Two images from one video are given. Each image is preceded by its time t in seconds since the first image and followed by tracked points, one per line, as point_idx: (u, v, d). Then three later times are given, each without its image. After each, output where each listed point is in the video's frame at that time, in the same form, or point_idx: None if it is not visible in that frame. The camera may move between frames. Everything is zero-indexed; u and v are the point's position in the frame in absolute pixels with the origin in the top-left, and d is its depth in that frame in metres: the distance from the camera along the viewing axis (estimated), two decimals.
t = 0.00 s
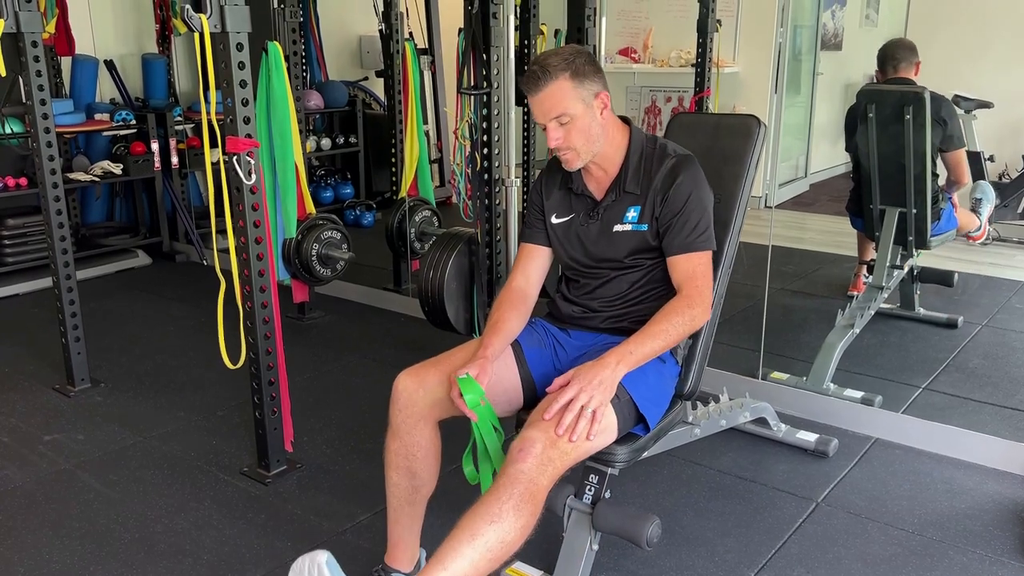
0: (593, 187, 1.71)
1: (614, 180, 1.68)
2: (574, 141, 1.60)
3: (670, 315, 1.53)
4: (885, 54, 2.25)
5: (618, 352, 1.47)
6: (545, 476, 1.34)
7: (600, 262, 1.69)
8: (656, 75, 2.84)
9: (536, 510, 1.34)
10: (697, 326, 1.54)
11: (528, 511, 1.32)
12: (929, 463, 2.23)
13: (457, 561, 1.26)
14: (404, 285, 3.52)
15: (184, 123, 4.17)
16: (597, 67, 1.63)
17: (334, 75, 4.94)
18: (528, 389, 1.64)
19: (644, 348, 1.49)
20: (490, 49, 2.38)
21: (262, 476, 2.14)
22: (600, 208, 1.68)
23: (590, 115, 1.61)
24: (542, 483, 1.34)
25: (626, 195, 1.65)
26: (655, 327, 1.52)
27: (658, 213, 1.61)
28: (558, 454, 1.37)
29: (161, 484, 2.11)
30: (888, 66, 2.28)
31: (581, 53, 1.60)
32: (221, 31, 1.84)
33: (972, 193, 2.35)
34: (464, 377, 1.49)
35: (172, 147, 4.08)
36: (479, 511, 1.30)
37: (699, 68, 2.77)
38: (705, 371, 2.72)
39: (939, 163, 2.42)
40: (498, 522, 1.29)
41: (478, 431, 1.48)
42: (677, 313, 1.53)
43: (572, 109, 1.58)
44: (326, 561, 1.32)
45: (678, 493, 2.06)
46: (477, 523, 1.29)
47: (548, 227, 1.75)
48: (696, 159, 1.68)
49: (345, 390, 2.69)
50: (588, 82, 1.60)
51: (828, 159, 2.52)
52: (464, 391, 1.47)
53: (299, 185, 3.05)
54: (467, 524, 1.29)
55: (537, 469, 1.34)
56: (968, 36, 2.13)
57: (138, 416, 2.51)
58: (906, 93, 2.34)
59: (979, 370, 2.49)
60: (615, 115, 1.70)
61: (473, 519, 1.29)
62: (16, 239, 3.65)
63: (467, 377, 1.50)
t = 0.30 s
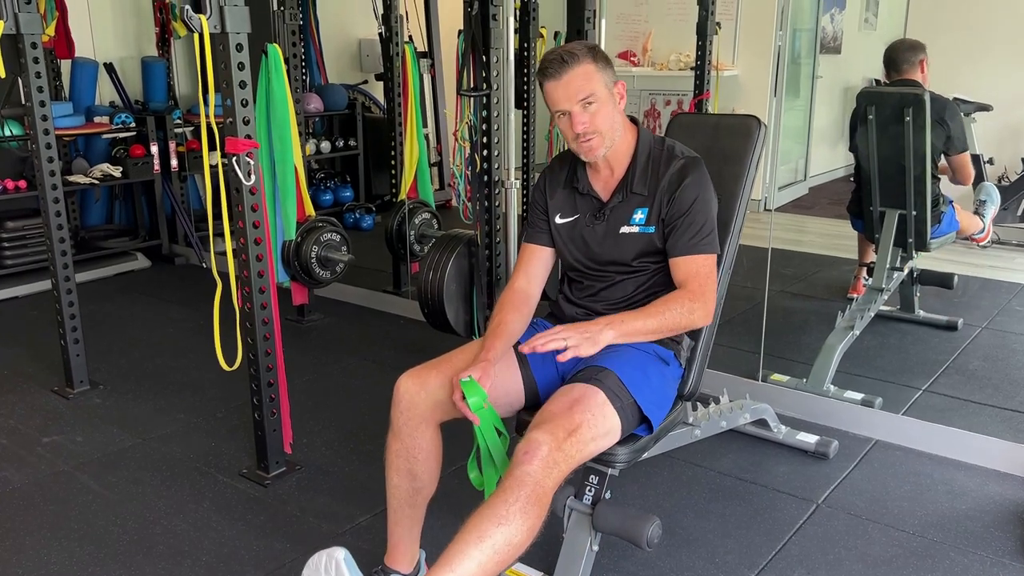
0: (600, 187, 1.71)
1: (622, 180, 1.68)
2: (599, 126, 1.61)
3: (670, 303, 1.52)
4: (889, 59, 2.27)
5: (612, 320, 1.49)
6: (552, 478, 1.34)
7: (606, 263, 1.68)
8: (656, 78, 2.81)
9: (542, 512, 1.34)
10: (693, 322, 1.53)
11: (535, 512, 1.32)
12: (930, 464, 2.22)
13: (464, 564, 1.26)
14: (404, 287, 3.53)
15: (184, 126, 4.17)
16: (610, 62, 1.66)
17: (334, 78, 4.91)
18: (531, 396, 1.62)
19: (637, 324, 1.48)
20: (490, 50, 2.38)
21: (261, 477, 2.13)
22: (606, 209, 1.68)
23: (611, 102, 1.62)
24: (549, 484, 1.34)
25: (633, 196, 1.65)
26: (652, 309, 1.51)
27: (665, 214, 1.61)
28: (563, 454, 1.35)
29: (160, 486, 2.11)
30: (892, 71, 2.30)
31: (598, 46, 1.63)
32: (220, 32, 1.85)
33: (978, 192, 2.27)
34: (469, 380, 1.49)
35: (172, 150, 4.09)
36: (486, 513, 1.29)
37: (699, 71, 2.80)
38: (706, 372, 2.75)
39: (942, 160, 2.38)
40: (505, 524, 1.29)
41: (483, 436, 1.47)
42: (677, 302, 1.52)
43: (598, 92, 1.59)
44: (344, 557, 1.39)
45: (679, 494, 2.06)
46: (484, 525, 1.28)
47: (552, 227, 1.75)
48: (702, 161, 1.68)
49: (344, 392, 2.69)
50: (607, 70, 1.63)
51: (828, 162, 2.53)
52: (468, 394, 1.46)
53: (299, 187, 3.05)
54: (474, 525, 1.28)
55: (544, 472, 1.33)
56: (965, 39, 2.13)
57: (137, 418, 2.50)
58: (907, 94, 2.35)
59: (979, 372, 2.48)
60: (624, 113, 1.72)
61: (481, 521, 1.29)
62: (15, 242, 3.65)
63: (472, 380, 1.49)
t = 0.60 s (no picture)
0: (601, 187, 1.71)
1: (624, 181, 1.68)
2: (592, 131, 1.59)
3: (671, 316, 1.51)
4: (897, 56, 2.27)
5: (614, 344, 1.48)
6: (553, 481, 1.34)
7: (607, 263, 1.68)
8: (653, 81, 2.77)
9: (544, 515, 1.33)
10: (704, 326, 1.53)
11: (536, 514, 1.32)
12: (929, 465, 2.22)
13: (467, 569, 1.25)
14: (402, 289, 3.50)
15: (183, 128, 4.18)
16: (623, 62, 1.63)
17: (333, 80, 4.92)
18: (529, 390, 1.63)
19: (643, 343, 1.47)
20: (488, 52, 2.38)
21: (259, 478, 2.13)
22: (607, 209, 1.68)
23: (610, 108, 1.60)
24: (550, 487, 1.33)
25: (635, 197, 1.65)
26: (654, 325, 1.50)
27: (666, 215, 1.61)
28: (564, 456, 1.36)
29: (158, 487, 2.10)
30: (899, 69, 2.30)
31: (612, 46, 1.60)
32: (219, 33, 1.85)
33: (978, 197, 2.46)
34: (474, 387, 1.48)
35: (171, 152, 4.09)
36: (488, 517, 1.29)
37: (697, 74, 2.79)
38: (705, 372, 2.74)
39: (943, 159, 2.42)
40: (507, 528, 1.29)
41: (485, 442, 1.47)
42: (680, 312, 1.52)
43: (595, 97, 1.57)
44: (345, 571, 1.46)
45: (677, 495, 2.05)
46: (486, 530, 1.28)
47: (552, 226, 1.75)
48: (705, 164, 1.68)
49: (343, 394, 2.68)
50: (614, 74, 1.60)
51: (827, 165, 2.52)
52: (473, 402, 1.45)
53: (297, 188, 3.05)
54: (476, 531, 1.28)
55: (545, 474, 1.33)
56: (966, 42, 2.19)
57: (135, 419, 2.50)
58: (904, 95, 2.35)
59: (978, 374, 2.47)
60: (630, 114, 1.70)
61: (482, 526, 1.28)
62: (13, 243, 3.65)
63: (476, 387, 1.48)
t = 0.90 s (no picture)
0: (598, 182, 1.71)
1: (621, 176, 1.68)
2: (598, 133, 1.59)
3: (655, 274, 1.47)
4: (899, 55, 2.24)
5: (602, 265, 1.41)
6: (551, 479, 1.33)
7: (603, 258, 1.68)
8: (654, 83, 2.81)
9: (543, 513, 1.33)
10: (674, 307, 1.46)
11: (535, 513, 1.31)
12: (927, 465, 2.22)
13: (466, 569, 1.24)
14: (401, 290, 3.49)
15: (181, 129, 4.19)
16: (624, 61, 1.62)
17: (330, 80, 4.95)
18: (528, 391, 1.62)
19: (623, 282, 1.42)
20: (487, 51, 2.37)
21: (256, 478, 2.12)
22: (604, 205, 1.68)
23: (616, 108, 1.60)
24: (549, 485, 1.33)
25: (631, 193, 1.65)
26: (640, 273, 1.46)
27: (659, 208, 1.61)
28: (562, 454, 1.35)
29: (155, 486, 2.10)
30: (901, 70, 2.26)
31: (614, 45, 1.59)
32: (217, 31, 1.84)
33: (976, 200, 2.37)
34: (471, 385, 1.49)
35: (169, 152, 4.08)
36: (486, 516, 1.28)
37: (695, 76, 2.81)
38: (704, 372, 2.71)
39: (944, 154, 2.36)
40: (506, 527, 1.28)
41: (482, 441, 1.48)
42: (665, 276, 1.47)
43: (602, 100, 1.56)
44: (343, 567, 1.42)
45: (676, 495, 2.05)
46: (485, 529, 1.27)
47: (548, 220, 1.74)
48: (703, 161, 1.68)
49: (341, 394, 2.68)
50: (617, 74, 1.59)
51: (825, 167, 2.51)
52: (468, 399, 1.47)
53: (295, 188, 3.04)
54: (475, 530, 1.27)
55: (543, 473, 1.33)
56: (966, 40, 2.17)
57: (132, 419, 2.49)
58: (903, 96, 2.32)
59: (977, 374, 2.47)
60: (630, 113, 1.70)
61: (482, 525, 1.28)
62: (10, 244, 3.64)
63: (474, 385, 1.49)
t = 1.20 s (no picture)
0: (592, 185, 1.69)
1: (613, 181, 1.66)
2: (595, 138, 1.57)
3: (611, 337, 1.45)
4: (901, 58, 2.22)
5: (560, 382, 1.39)
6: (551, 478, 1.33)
7: (598, 260, 1.68)
8: (651, 83, 2.84)
9: (541, 512, 1.33)
10: (642, 338, 1.47)
11: (534, 511, 1.31)
12: (926, 463, 2.22)
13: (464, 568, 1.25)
14: (399, 289, 3.47)
15: (179, 128, 4.18)
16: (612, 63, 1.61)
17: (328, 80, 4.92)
18: (527, 388, 1.63)
19: (585, 376, 1.40)
20: (486, 49, 2.36)
21: (254, 476, 2.12)
22: (597, 209, 1.66)
23: (609, 112, 1.58)
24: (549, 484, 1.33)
25: (622, 200, 1.63)
26: (597, 347, 1.44)
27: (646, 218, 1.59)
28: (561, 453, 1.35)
29: (152, 484, 2.09)
30: (902, 71, 2.24)
31: (600, 48, 1.58)
32: (216, 27, 1.84)
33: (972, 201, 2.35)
34: (469, 381, 1.46)
35: (167, 151, 4.07)
36: (483, 514, 1.28)
37: (694, 76, 2.80)
38: (702, 372, 2.73)
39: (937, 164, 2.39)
40: (505, 525, 1.28)
41: (484, 436, 1.46)
42: (620, 328, 1.45)
43: (595, 105, 1.55)
44: (338, 568, 1.43)
45: (675, 493, 2.04)
46: (484, 528, 1.28)
47: (543, 220, 1.74)
48: (697, 168, 1.64)
49: (339, 392, 2.67)
50: (606, 76, 1.58)
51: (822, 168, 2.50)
52: (468, 396, 1.44)
53: (293, 187, 3.03)
54: (473, 529, 1.27)
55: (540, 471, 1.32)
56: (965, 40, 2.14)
57: (130, 417, 2.48)
58: (903, 95, 2.32)
59: (976, 373, 2.47)
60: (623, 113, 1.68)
61: (481, 523, 1.28)
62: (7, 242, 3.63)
63: (472, 381, 1.46)
